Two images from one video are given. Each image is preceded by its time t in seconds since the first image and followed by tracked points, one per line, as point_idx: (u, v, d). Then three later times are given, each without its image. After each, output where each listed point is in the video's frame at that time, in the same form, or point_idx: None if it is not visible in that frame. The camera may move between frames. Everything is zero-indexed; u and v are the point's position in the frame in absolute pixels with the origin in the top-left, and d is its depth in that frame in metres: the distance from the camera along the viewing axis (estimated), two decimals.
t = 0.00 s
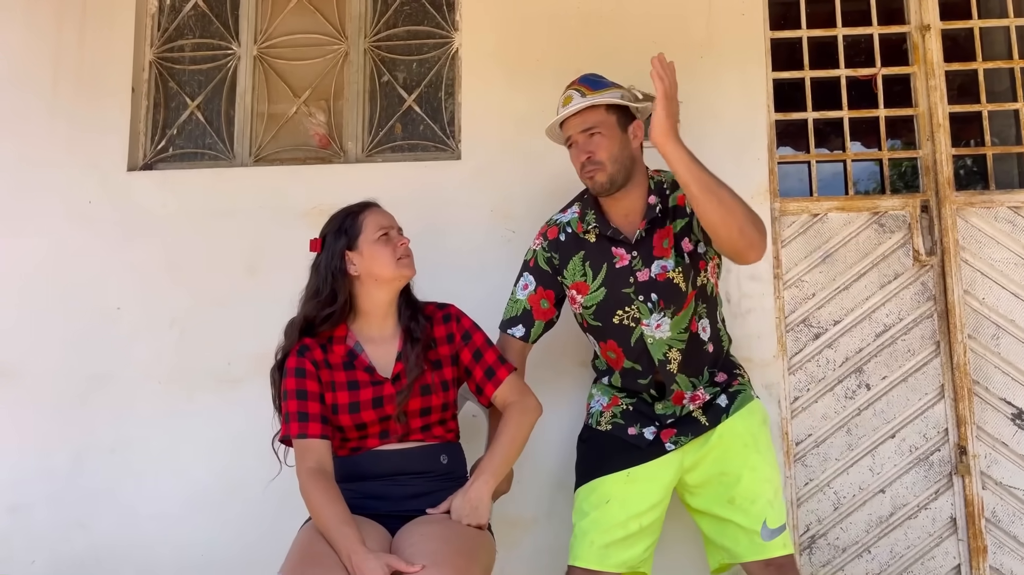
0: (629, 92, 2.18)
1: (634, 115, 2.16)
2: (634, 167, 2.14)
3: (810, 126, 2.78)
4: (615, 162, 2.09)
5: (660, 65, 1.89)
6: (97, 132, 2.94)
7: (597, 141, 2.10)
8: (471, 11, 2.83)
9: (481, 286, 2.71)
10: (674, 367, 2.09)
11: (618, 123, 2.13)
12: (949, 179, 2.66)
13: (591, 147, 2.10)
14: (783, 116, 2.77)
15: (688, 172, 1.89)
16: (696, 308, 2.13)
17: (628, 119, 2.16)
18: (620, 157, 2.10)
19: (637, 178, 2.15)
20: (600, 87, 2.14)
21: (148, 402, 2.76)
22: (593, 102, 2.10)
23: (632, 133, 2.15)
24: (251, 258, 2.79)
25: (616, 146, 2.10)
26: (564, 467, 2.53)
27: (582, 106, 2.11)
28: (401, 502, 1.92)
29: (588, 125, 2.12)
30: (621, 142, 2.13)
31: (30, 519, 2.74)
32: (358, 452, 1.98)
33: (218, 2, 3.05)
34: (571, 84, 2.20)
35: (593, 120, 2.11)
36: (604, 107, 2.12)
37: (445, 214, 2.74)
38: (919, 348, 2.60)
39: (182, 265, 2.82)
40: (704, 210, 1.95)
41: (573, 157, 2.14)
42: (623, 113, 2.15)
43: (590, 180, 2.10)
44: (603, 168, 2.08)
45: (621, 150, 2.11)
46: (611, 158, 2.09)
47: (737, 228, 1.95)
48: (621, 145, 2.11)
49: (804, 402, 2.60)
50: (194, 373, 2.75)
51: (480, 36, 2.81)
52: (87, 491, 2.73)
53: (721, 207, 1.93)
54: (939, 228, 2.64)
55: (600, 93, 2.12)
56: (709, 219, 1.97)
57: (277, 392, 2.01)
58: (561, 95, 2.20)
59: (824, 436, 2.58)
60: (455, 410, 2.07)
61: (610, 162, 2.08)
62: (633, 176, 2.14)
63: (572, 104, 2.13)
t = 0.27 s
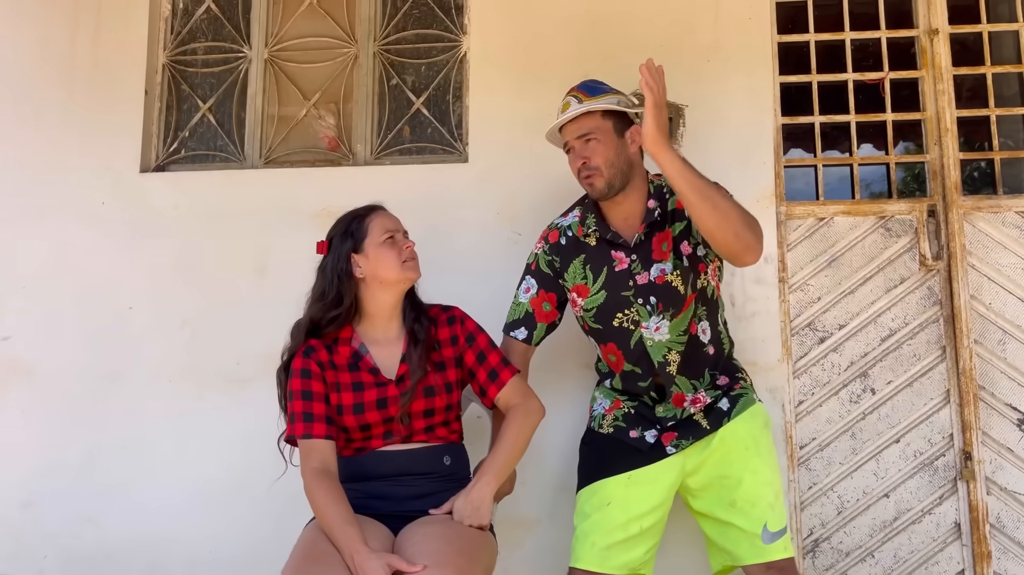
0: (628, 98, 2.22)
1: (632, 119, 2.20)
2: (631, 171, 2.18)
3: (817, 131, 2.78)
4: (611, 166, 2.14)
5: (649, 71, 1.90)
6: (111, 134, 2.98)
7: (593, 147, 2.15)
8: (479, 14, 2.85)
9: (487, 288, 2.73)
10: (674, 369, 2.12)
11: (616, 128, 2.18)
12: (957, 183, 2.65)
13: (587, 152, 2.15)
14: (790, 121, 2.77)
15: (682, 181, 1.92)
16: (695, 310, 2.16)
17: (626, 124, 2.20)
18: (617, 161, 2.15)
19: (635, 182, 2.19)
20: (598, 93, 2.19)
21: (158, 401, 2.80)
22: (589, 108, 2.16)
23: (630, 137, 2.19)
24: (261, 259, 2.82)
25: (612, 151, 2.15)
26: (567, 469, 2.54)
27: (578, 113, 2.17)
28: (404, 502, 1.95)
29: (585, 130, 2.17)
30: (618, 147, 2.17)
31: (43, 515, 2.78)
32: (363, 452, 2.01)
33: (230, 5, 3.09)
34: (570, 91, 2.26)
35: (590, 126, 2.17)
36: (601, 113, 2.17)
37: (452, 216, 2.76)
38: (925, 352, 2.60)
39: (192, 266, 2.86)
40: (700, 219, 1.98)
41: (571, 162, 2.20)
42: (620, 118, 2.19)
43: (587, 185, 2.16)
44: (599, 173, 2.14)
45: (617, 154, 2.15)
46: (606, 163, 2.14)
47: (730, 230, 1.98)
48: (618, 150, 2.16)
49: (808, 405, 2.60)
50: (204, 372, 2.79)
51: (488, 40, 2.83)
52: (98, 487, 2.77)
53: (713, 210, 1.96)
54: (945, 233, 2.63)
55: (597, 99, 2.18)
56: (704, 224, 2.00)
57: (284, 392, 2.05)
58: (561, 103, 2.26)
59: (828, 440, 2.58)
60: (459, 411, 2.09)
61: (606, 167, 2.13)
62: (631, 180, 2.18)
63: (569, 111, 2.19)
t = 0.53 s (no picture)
0: (630, 97, 2.21)
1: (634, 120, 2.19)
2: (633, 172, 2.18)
3: (820, 131, 2.77)
4: (611, 168, 2.14)
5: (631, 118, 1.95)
6: (120, 130, 3.02)
7: (594, 149, 2.15)
8: (483, 13, 2.86)
9: (488, 286, 2.75)
10: (669, 373, 2.11)
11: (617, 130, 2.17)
12: (961, 186, 2.64)
13: (587, 154, 2.15)
14: (793, 121, 2.76)
15: (685, 229, 1.93)
16: (693, 316, 2.16)
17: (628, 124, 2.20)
18: (617, 163, 2.15)
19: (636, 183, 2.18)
20: (600, 94, 2.18)
21: (163, 394, 2.84)
22: (590, 109, 2.15)
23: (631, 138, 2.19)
24: (265, 255, 2.86)
25: (613, 152, 2.15)
26: (564, 466, 2.55)
27: (579, 114, 2.16)
28: (397, 496, 1.97)
29: (586, 132, 2.17)
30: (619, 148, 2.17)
31: (49, 504, 2.83)
32: (357, 447, 2.03)
33: (238, 4, 3.12)
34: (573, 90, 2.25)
35: (591, 127, 2.17)
36: (602, 114, 2.16)
37: (453, 214, 2.78)
38: (926, 354, 2.58)
39: (198, 261, 2.90)
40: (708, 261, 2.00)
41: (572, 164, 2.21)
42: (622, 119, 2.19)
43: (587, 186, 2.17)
44: (599, 175, 2.14)
45: (618, 156, 2.15)
46: (607, 164, 2.15)
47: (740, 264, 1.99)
48: (618, 152, 2.15)
49: (807, 406, 2.59)
50: (208, 366, 2.83)
51: (492, 39, 2.84)
52: (104, 478, 2.82)
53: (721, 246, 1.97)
54: (949, 235, 2.62)
55: (599, 100, 2.17)
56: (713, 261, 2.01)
57: (280, 386, 2.07)
58: (563, 102, 2.25)
59: (827, 441, 2.57)
60: (453, 408, 2.11)
61: (605, 169, 2.14)
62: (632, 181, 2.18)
63: (570, 112, 2.19)
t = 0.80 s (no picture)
0: (639, 95, 2.18)
1: (642, 120, 2.16)
2: (639, 173, 2.14)
3: (823, 127, 2.75)
4: (617, 169, 2.11)
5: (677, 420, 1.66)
6: (127, 122, 3.06)
7: (600, 148, 2.12)
8: (486, 8, 2.87)
9: (487, 279, 2.76)
10: (660, 376, 2.12)
11: (624, 129, 2.13)
12: (965, 184, 2.61)
13: (593, 153, 2.12)
14: (795, 117, 2.75)
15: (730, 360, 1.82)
16: (691, 323, 2.14)
17: (635, 124, 2.16)
18: (623, 164, 2.12)
19: (642, 185, 2.15)
20: (609, 91, 2.14)
21: (166, 383, 2.88)
22: (599, 107, 2.12)
23: (637, 137, 2.15)
24: (267, 247, 2.89)
25: (619, 153, 2.11)
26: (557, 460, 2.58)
27: (586, 111, 2.13)
28: (386, 486, 2.00)
29: (593, 131, 2.13)
30: (626, 148, 2.14)
31: (54, 489, 2.88)
32: (349, 437, 2.06)
33: None
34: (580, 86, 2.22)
35: (599, 126, 2.13)
36: (610, 113, 2.13)
37: (454, 208, 2.80)
38: (926, 354, 2.56)
39: (202, 252, 2.93)
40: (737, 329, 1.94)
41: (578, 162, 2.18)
42: (630, 119, 2.15)
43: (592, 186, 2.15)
44: (604, 175, 2.12)
45: (624, 157, 2.12)
46: (613, 164, 2.11)
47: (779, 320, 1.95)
48: (625, 152, 2.12)
49: (805, 405, 2.58)
50: (210, 356, 2.86)
51: (494, 33, 2.85)
52: (107, 464, 2.86)
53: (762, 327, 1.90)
54: (951, 234, 2.59)
55: (608, 98, 2.13)
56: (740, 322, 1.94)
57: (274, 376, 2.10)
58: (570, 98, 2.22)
59: (824, 440, 2.56)
60: (445, 400, 2.12)
61: (611, 169, 2.11)
62: (637, 182, 2.15)
63: (578, 108, 2.15)
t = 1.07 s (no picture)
0: (644, 94, 2.13)
1: (646, 121, 2.11)
2: (639, 173, 2.11)
3: (825, 123, 2.73)
4: (617, 169, 2.07)
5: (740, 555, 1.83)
6: (135, 115, 3.10)
7: (602, 146, 2.07)
8: (489, 3, 2.88)
9: (486, 274, 2.77)
10: (652, 377, 2.12)
11: (628, 128, 2.09)
12: (968, 182, 2.57)
13: (594, 151, 2.08)
14: (797, 113, 2.73)
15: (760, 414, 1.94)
16: (687, 326, 2.13)
17: (640, 123, 2.12)
18: (625, 164, 2.08)
19: (642, 186, 2.12)
20: (614, 89, 2.09)
21: (170, 373, 2.92)
22: (603, 106, 2.07)
23: (640, 137, 2.11)
24: (271, 240, 2.92)
25: (621, 152, 2.08)
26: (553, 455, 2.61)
27: (590, 109, 2.08)
28: (377, 478, 2.01)
29: (595, 129, 2.09)
30: (628, 148, 2.10)
31: (60, 476, 2.93)
32: (342, 427, 2.08)
33: None
34: (586, 81, 2.17)
35: (602, 124, 2.09)
36: (613, 111, 2.08)
37: (454, 202, 2.81)
38: (926, 353, 2.54)
39: (207, 244, 2.97)
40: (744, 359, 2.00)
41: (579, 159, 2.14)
42: (634, 118, 2.11)
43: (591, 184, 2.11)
44: (605, 175, 2.08)
45: (626, 157, 2.08)
46: (614, 164, 2.08)
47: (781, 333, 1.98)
48: (626, 152, 2.08)
49: (803, 402, 2.57)
50: (213, 348, 2.90)
51: (496, 28, 2.86)
52: (112, 453, 2.91)
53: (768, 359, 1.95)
54: (954, 231, 2.55)
55: (613, 97, 2.08)
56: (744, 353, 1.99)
57: (269, 367, 2.12)
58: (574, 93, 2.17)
59: (821, 437, 2.55)
60: (438, 393, 2.14)
61: (612, 169, 2.07)
62: (638, 183, 2.11)
63: (582, 105, 2.11)
